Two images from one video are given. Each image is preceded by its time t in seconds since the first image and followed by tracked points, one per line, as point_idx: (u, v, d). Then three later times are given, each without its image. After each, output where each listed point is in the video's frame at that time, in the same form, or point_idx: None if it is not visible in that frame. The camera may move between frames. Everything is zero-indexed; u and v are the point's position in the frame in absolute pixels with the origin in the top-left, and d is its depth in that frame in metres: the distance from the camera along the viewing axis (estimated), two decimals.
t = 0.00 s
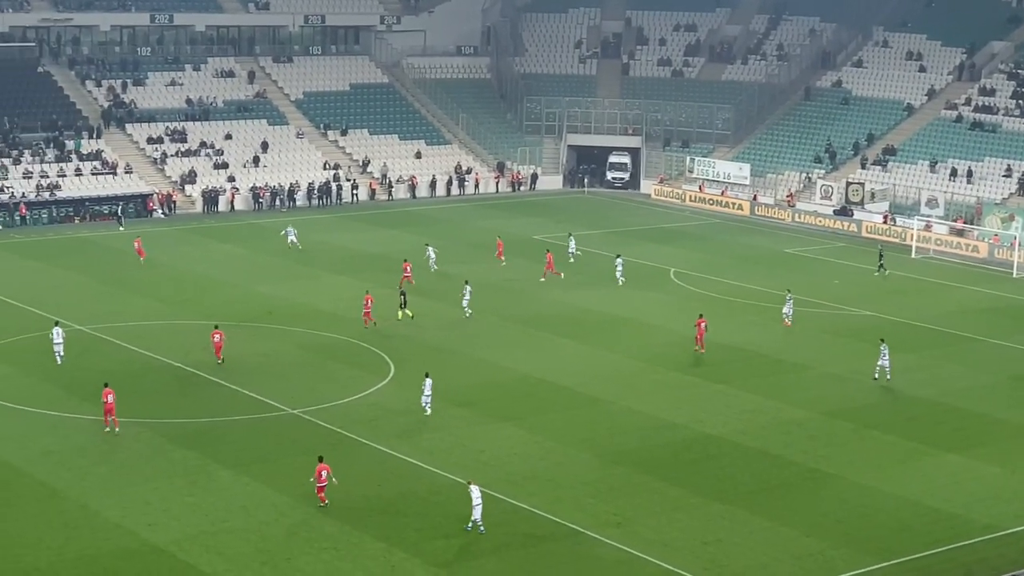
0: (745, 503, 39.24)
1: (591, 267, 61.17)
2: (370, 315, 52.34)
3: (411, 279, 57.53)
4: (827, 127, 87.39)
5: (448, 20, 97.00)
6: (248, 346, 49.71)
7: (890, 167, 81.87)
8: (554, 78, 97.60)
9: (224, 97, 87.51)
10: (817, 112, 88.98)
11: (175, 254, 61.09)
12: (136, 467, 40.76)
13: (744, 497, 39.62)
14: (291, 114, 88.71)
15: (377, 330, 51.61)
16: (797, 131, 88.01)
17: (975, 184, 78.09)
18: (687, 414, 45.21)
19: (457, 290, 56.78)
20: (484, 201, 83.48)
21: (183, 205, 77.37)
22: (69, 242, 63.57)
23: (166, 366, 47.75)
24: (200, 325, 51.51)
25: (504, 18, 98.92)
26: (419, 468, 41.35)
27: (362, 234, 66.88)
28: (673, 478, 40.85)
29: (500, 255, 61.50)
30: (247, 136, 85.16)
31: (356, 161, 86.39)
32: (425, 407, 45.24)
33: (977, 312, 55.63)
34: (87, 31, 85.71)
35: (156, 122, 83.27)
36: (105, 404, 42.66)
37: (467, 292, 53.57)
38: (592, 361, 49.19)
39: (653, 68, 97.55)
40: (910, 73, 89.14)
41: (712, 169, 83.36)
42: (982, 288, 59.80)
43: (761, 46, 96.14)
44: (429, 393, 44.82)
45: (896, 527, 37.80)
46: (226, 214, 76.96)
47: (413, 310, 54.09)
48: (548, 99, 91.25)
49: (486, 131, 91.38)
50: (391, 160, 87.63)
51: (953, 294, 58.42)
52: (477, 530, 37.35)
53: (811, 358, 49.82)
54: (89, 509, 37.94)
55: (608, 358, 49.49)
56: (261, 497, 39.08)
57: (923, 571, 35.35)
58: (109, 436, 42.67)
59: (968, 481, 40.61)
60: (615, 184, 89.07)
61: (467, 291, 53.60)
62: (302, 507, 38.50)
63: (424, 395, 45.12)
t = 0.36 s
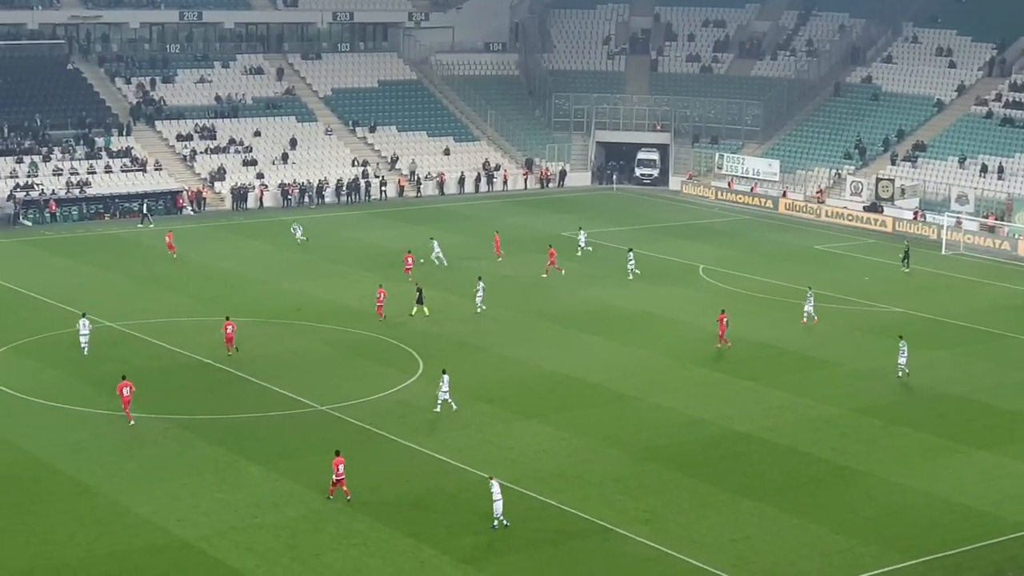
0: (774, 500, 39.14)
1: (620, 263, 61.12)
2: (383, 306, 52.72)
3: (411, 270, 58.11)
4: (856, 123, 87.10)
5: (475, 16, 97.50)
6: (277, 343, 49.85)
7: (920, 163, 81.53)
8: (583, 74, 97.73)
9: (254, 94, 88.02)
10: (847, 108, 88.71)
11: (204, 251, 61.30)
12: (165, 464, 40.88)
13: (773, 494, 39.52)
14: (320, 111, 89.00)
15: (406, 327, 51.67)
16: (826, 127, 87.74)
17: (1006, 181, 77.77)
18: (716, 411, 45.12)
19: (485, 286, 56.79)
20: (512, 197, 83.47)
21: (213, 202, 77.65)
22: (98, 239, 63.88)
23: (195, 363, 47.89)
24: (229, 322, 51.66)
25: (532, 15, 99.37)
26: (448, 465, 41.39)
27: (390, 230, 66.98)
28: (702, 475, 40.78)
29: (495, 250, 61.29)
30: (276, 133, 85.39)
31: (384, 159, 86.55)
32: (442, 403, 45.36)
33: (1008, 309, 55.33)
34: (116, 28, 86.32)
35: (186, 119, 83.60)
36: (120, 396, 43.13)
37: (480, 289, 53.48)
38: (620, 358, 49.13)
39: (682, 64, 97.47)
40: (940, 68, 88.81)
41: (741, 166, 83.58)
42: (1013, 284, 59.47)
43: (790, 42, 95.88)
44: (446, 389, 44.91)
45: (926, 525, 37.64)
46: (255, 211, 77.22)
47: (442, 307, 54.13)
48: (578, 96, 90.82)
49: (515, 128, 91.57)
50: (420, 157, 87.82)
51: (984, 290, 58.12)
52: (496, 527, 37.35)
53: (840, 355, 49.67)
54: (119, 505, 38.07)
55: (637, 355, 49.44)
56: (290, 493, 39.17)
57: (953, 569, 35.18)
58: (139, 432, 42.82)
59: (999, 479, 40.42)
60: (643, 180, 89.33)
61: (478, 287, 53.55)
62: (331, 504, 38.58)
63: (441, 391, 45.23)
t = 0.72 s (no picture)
0: (796, 498, 39.07)
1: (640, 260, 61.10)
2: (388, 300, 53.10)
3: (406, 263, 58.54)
4: (879, 120, 86.96)
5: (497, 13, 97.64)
6: (298, 339, 49.91)
7: (943, 160, 81.38)
8: (605, 71, 97.69)
9: (275, 91, 88.33)
10: (869, 105, 88.58)
11: (225, 248, 61.41)
12: (187, 459, 40.96)
13: (795, 492, 39.44)
14: (342, 108, 89.14)
15: (428, 324, 51.72)
16: (849, 124, 87.70)
17: None
18: (738, 408, 45.07)
19: (507, 284, 56.80)
20: (534, 194, 83.39)
21: (235, 199, 77.70)
22: (119, 236, 64.06)
23: (218, 359, 47.98)
24: (250, 318, 51.77)
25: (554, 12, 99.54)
26: (469, 462, 41.41)
27: (412, 227, 67.04)
28: (723, 472, 40.73)
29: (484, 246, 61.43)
30: (298, 130, 85.37)
31: (406, 155, 86.59)
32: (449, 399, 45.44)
33: None
34: (138, 25, 86.95)
35: (208, 116, 83.79)
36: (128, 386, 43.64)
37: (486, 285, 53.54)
38: (642, 355, 49.11)
39: (705, 60, 97.32)
40: (962, 65, 88.56)
41: (763, 162, 82.46)
42: None
43: (813, 39, 95.82)
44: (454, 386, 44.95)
45: (949, 522, 37.53)
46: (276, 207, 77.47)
47: (463, 304, 54.14)
48: (599, 93, 91.33)
49: (537, 125, 91.46)
50: (442, 153, 87.91)
51: (1008, 288, 57.89)
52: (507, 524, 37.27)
53: (863, 353, 49.55)
54: (141, 500, 38.14)
55: (658, 352, 49.41)
56: (312, 489, 39.22)
57: (976, 567, 35.05)
58: (160, 428, 42.93)
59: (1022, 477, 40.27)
60: (665, 177, 89.06)
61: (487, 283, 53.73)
62: (353, 500, 38.61)
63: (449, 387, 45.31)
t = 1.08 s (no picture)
0: (829, 496, 38.87)
1: (673, 257, 60.99)
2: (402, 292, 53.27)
3: (411, 254, 58.96)
4: (913, 117, 86.35)
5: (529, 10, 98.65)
6: (330, 336, 49.98)
7: (977, 157, 80.61)
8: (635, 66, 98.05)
9: (307, 88, 88.52)
10: (903, 101, 87.99)
11: (258, 244, 61.52)
12: (220, 455, 41.11)
13: (829, 490, 39.25)
14: (373, 105, 89.52)
15: (461, 320, 51.76)
16: (883, 120, 87.16)
17: None
18: (770, 406, 44.89)
19: (540, 280, 56.81)
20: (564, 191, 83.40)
21: (266, 195, 77.95)
22: (154, 231, 64.46)
23: (250, 355, 48.12)
24: (283, 315, 51.91)
25: (585, 8, 99.98)
26: (501, 459, 41.41)
27: (446, 223, 67.12)
28: (756, 470, 40.58)
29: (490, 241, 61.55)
30: (329, 126, 85.71)
31: (437, 151, 86.76)
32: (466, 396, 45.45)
33: None
34: (171, 22, 87.54)
35: (240, 113, 84.12)
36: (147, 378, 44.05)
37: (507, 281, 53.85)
38: (674, 352, 48.98)
39: (738, 57, 97.36)
40: (998, 61, 87.86)
41: (796, 159, 82.68)
42: None
43: (847, 35, 95.00)
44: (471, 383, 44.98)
45: (985, 522, 37.26)
46: (307, 204, 77.57)
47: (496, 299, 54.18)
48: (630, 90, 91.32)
49: (566, 121, 91.37)
50: (473, 150, 88.08)
51: None
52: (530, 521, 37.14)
53: (897, 351, 49.26)
54: (174, 495, 38.32)
55: (691, 349, 49.27)
56: (344, 485, 39.30)
57: (1011, 567, 34.77)
58: (193, 423, 43.10)
59: None
60: (697, 174, 89.02)
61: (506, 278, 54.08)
62: (385, 496, 38.67)
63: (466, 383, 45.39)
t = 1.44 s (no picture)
0: (947, 505, 38.23)
1: (789, 258, 60.53)
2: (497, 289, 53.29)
3: (502, 251, 59.79)
4: None
5: (652, 9, 99.10)
6: (445, 333, 50.24)
7: None
8: (758, 66, 97.13)
9: (425, 86, 90.01)
10: None
11: (374, 240, 62.09)
12: (335, 451, 41.39)
13: (947, 499, 38.60)
14: (492, 104, 91.13)
15: (575, 319, 51.80)
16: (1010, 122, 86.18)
17: None
18: (888, 411, 44.28)
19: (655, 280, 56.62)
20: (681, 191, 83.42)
21: (384, 191, 77.93)
22: (268, 226, 65.40)
23: (367, 352, 48.41)
24: (400, 313, 52.09)
25: (707, 7, 99.96)
26: (614, 459, 41.28)
27: (561, 222, 67.17)
28: (872, 476, 40.03)
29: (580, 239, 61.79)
30: (447, 124, 87.16)
31: (555, 151, 87.29)
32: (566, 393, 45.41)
33: None
34: (294, 21, 89.07)
35: (360, 110, 85.20)
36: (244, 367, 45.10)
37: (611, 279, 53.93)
38: (790, 355, 48.54)
39: (861, 58, 96.35)
40: None
41: (921, 162, 81.30)
42: None
43: (973, 37, 95.28)
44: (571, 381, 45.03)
45: None
46: (424, 202, 77.22)
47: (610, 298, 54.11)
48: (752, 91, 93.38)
49: (685, 121, 92.48)
50: (591, 150, 88.72)
51: None
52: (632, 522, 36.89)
53: (1019, 359, 48.30)
54: (289, 488, 38.68)
55: (806, 353, 48.80)
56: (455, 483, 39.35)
57: None
58: (309, 418, 43.48)
59: None
60: (818, 176, 88.07)
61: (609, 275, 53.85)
62: (498, 494, 38.71)
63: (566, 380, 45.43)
